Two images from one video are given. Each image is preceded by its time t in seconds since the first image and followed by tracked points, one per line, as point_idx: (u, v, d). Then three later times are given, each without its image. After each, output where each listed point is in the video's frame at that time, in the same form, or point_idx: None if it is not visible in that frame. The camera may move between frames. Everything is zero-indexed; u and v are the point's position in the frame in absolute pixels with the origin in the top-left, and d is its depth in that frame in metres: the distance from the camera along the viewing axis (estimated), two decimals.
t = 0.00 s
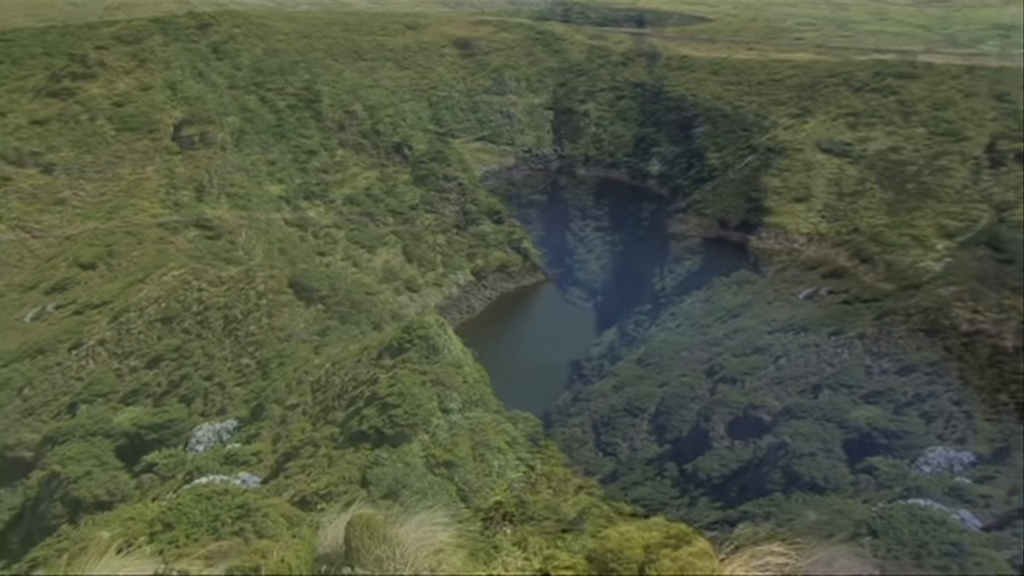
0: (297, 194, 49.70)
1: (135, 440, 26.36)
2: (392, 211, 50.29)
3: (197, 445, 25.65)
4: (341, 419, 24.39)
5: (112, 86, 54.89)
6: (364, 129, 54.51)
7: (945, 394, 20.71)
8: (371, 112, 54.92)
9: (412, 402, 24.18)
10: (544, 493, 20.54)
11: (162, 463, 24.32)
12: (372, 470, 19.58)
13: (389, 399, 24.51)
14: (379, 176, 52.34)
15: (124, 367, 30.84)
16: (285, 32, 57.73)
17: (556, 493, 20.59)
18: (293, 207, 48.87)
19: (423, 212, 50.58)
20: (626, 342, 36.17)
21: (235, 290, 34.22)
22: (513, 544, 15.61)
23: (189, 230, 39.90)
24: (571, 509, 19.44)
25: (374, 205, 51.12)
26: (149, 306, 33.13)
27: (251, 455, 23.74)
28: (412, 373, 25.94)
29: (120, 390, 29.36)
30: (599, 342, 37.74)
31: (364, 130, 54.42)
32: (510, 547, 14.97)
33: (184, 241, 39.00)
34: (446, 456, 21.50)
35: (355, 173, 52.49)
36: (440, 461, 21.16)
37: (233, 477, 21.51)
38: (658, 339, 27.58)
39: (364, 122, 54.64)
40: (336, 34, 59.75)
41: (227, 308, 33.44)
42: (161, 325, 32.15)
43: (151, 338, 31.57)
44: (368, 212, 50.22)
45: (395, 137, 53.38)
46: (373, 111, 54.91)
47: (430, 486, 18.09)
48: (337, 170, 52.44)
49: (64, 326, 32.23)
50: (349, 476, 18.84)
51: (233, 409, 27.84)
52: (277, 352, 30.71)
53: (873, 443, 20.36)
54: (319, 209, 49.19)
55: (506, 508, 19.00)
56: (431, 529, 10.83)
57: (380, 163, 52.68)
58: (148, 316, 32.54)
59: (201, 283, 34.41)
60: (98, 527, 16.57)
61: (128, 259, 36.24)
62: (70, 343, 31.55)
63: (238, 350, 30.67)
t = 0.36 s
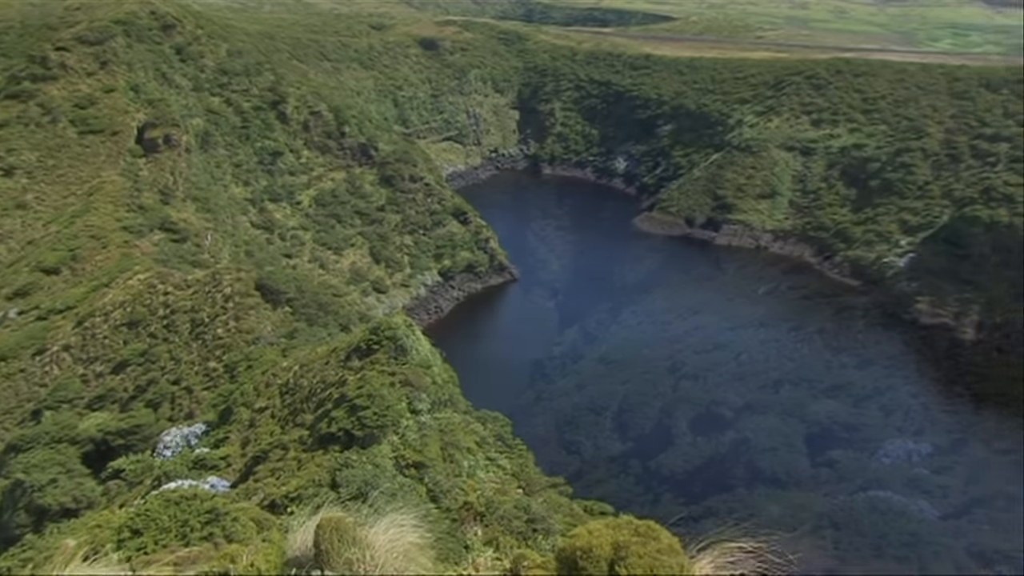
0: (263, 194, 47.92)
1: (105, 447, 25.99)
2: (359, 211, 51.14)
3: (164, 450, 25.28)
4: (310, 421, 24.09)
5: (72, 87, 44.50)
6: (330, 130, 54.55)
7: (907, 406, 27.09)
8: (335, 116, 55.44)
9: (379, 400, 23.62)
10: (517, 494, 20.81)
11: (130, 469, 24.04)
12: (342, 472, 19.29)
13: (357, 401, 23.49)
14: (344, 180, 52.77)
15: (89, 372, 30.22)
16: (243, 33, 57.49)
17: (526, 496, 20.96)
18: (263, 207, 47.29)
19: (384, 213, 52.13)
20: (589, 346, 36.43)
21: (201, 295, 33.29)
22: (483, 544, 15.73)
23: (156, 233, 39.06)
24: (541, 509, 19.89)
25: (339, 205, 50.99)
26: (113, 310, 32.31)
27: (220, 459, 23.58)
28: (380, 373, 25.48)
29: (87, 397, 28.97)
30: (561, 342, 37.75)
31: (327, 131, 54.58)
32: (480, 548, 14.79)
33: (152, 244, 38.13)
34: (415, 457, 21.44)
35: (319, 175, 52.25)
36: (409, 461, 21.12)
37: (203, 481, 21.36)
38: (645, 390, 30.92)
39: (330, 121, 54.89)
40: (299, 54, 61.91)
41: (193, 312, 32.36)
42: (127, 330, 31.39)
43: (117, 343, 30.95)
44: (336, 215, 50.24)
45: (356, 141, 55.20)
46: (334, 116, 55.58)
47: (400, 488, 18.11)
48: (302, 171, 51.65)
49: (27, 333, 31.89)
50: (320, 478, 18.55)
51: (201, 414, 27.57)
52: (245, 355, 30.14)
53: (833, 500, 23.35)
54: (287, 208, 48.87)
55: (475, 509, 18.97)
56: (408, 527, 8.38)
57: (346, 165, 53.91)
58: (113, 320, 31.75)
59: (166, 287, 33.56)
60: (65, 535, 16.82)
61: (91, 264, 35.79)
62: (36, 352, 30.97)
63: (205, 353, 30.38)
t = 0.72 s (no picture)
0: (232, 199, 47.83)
1: (75, 455, 25.91)
2: (328, 213, 51.04)
3: (135, 455, 25.08)
4: (280, 425, 23.89)
5: (34, 89, 43.47)
6: (299, 130, 53.96)
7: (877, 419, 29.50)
8: (305, 115, 55.02)
9: (350, 401, 23.27)
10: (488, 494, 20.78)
11: (100, 473, 23.79)
12: (315, 474, 19.26)
13: (328, 402, 23.21)
14: (314, 183, 52.50)
15: (57, 378, 30.08)
16: (210, 34, 56.79)
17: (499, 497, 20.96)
18: (229, 209, 47.05)
19: (353, 215, 51.92)
20: (559, 347, 36.52)
21: (169, 298, 32.73)
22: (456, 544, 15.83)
23: (124, 236, 38.69)
24: (515, 509, 19.92)
25: (309, 208, 50.78)
26: (81, 315, 32.03)
27: (190, 463, 23.38)
28: (351, 376, 25.19)
29: (55, 402, 28.91)
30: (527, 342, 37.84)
31: (296, 131, 54.09)
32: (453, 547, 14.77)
33: (119, 248, 37.79)
34: (387, 457, 21.22)
35: (289, 177, 51.97)
36: (381, 462, 20.96)
37: (173, 486, 21.21)
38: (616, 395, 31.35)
39: (300, 121, 54.37)
40: (267, 55, 61.53)
41: (162, 316, 31.75)
42: (95, 335, 31.13)
43: (85, 348, 30.67)
44: (306, 218, 50.01)
45: (325, 142, 54.88)
46: (305, 114, 55.07)
47: (372, 488, 18.00)
48: (271, 173, 51.33)
49: None
50: (288, 482, 18.42)
51: (171, 418, 27.21)
52: (215, 358, 29.40)
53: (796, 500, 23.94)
54: (256, 211, 48.65)
55: (447, 509, 18.95)
56: (379, 528, 8.32)
57: (315, 168, 53.63)
58: (81, 325, 31.52)
59: (134, 291, 33.20)
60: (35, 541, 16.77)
61: (56, 269, 35.39)
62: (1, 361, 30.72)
63: (174, 356, 29.79)
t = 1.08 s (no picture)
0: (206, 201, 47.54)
1: (48, 461, 25.73)
2: (303, 215, 50.86)
3: (109, 460, 24.92)
4: (255, 427, 23.77)
5: (2, 91, 42.69)
6: (272, 131, 53.67)
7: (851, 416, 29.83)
8: (279, 116, 54.78)
9: (325, 402, 23.17)
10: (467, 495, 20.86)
11: (73, 479, 23.59)
12: (292, 476, 19.21)
13: (304, 404, 23.09)
14: (288, 184, 52.29)
15: (29, 383, 29.83)
16: (182, 35, 56.39)
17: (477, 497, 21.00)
18: (203, 212, 46.77)
19: (328, 217, 51.78)
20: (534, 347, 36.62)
21: (143, 301, 32.41)
22: (434, 545, 15.86)
23: (96, 240, 38.37)
24: (493, 509, 19.97)
25: (283, 209, 50.57)
26: (53, 320, 31.72)
27: (166, 467, 23.23)
28: (326, 377, 25.07)
29: (27, 408, 28.69)
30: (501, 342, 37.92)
31: (270, 131, 53.79)
32: (431, 547, 14.79)
33: (91, 251, 37.49)
34: (364, 459, 21.17)
35: (263, 179, 51.74)
36: (358, 463, 20.91)
37: (149, 490, 21.06)
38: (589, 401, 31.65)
39: (273, 122, 54.08)
40: (239, 56, 61.18)
41: (135, 319, 31.45)
42: (67, 339, 30.85)
43: (57, 352, 30.39)
44: (280, 220, 49.81)
45: (299, 143, 54.64)
46: (278, 115, 54.78)
47: (350, 490, 17.95)
48: (245, 175, 51.07)
49: None
50: (266, 485, 18.37)
51: (146, 422, 26.95)
52: (189, 361, 29.01)
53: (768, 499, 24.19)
54: (231, 213, 48.40)
55: (425, 509, 18.94)
56: (357, 530, 8.28)
57: (288, 170, 53.44)
58: (53, 330, 31.26)
59: (107, 294, 32.90)
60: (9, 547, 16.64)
61: (27, 273, 35.01)
62: None
63: (148, 360, 29.55)
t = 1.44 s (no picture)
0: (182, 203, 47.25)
1: (25, 467, 25.51)
2: (280, 216, 50.66)
3: (87, 465, 24.72)
4: (234, 430, 23.63)
5: None
6: (249, 133, 53.38)
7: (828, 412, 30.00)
8: (255, 117, 54.52)
9: (304, 404, 23.06)
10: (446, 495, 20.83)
11: (50, 484, 23.38)
12: (270, 479, 19.12)
13: (283, 405, 22.96)
14: (265, 186, 52.07)
15: (4, 388, 29.55)
16: (156, 36, 56.00)
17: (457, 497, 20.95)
18: (179, 214, 46.49)
19: (305, 218, 51.60)
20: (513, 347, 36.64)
21: (119, 304, 32.15)
22: (414, 546, 15.86)
23: (71, 243, 38.06)
24: (473, 509, 19.92)
25: (260, 211, 50.34)
26: (28, 324, 31.41)
27: (144, 471, 23.07)
28: (304, 379, 24.95)
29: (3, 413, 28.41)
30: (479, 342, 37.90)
31: (247, 132, 53.52)
32: (412, 548, 14.77)
33: (66, 254, 37.19)
34: (343, 460, 21.08)
35: (239, 180, 51.48)
36: (338, 465, 20.83)
37: (127, 494, 20.92)
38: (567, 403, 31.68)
39: (250, 123, 53.82)
40: (215, 56, 60.85)
41: (112, 322, 31.19)
42: (42, 343, 30.57)
43: (33, 357, 30.11)
44: (258, 222, 49.58)
45: (276, 144, 54.40)
46: (254, 117, 54.52)
47: (329, 491, 17.87)
48: (222, 176, 50.78)
49: None
50: (245, 488, 18.28)
51: (123, 426, 26.77)
52: (167, 363, 28.94)
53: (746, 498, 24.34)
54: (207, 215, 48.15)
55: (405, 510, 18.89)
56: (338, 531, 8.29)
57: (265, 171, 53.21)
58: (29, 334, 30.97)
59: (83, 297, 32.59)
60: None
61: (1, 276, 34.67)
62: None
63: (125, 363, 29.34)
